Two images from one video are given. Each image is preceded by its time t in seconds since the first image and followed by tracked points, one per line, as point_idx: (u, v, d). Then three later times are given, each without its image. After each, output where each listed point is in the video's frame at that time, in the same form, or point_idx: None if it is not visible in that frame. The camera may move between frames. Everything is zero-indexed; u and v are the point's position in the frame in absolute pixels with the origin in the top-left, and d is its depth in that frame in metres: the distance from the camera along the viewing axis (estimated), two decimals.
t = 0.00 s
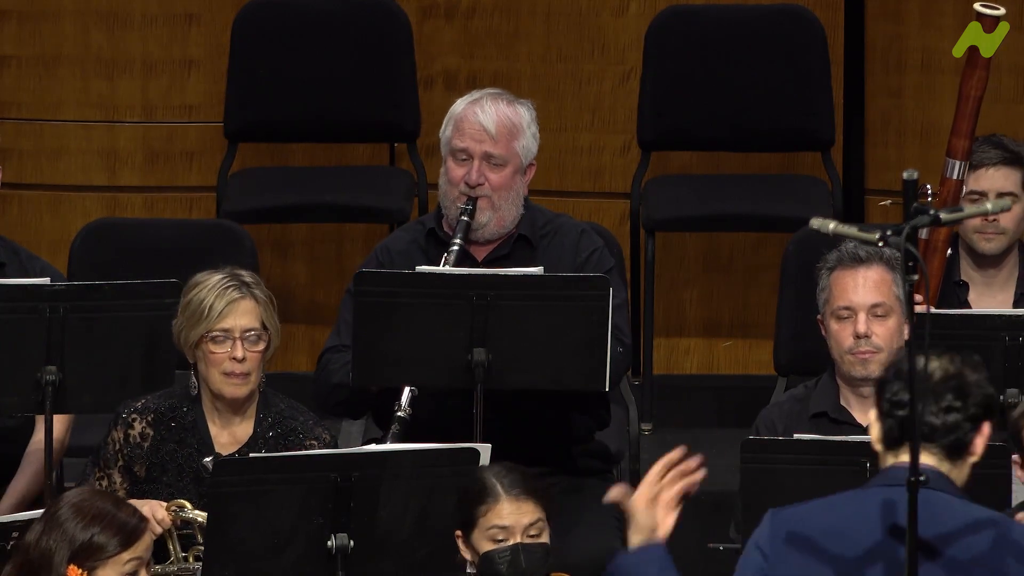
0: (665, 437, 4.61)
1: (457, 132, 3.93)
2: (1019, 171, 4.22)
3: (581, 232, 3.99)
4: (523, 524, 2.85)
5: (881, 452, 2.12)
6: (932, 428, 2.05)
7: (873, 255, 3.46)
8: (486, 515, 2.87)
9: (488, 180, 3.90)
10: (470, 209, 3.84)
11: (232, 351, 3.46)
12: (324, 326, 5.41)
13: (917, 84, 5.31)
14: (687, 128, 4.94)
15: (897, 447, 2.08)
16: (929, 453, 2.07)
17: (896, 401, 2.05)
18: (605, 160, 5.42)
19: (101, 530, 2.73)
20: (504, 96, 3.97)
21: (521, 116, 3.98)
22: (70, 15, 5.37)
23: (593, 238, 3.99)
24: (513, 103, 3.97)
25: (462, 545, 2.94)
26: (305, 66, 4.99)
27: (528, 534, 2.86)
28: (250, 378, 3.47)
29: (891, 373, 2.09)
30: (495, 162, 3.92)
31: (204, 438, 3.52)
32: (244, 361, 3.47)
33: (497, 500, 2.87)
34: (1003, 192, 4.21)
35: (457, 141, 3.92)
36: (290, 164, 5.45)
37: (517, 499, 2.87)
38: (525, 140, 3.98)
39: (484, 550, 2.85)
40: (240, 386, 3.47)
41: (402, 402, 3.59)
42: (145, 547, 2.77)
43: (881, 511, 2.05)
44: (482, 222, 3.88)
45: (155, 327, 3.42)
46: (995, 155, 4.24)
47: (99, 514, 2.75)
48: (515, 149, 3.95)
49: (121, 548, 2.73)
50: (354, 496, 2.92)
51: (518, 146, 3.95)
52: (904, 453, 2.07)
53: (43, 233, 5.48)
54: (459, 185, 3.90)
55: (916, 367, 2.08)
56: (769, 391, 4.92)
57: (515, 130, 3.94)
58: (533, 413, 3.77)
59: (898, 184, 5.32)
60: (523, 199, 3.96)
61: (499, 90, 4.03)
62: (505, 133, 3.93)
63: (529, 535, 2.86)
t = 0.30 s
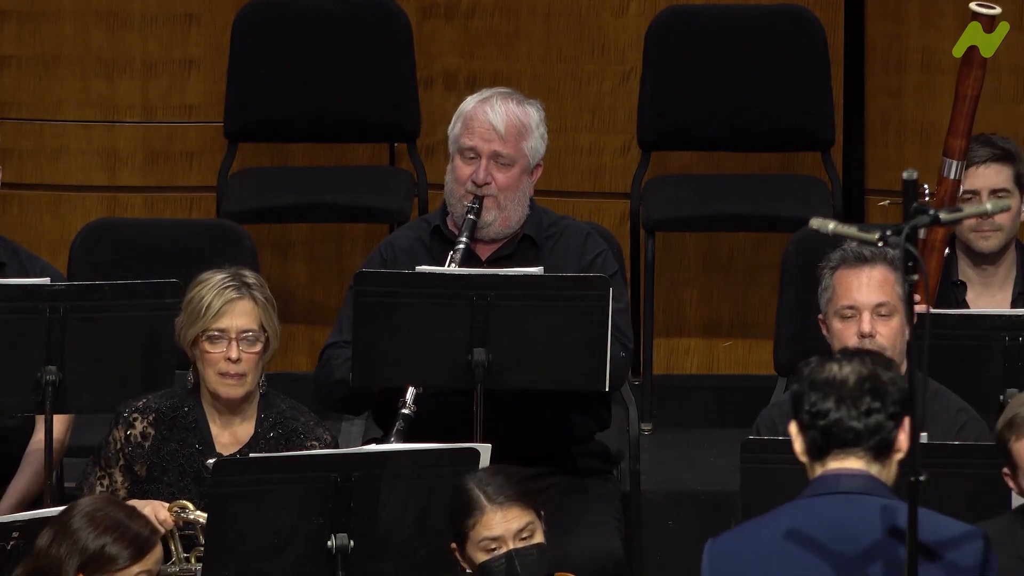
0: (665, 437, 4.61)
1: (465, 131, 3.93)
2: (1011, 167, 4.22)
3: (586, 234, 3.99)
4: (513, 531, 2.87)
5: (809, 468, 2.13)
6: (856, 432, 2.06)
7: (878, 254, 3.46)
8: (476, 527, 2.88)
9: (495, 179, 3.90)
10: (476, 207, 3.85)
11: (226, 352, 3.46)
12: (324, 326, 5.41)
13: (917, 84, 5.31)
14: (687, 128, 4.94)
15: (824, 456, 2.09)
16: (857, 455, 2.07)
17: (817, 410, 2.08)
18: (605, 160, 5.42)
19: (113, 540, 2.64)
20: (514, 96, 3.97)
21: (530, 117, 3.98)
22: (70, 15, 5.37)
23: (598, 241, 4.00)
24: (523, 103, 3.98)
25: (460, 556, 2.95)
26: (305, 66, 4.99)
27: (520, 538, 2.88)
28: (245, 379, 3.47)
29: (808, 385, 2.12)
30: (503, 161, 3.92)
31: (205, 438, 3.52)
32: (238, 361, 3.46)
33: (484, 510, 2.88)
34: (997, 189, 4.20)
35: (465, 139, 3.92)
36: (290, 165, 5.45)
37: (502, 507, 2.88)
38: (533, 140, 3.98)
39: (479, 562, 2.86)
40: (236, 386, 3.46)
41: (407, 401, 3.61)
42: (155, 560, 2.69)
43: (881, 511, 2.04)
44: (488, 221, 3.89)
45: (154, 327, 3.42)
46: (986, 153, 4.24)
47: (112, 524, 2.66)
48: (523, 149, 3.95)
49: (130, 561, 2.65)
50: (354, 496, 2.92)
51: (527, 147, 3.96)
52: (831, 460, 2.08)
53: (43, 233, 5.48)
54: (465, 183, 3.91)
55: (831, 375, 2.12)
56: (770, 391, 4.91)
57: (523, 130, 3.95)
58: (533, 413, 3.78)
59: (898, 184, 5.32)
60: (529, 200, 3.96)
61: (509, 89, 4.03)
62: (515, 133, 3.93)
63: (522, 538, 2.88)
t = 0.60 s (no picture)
0: (665, 437, 4.61)
1: (474, 129, 3.94)
2: (1001, 163, 4.21)
3: (590, 235, 3.99)
4: (516, 528, 2.86)
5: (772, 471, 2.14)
6: (819, 435, 2.08)
7: (870, 253, 3.49)
8: (478, 523, 2.86)
9: (501, 179, 3.91)
10: (481, 206, 3.86)
11: (231, 351, 3.46)
12: (324, 326, 5.41)
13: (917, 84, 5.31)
14: (687, 128, 4.94)
15: (787, 460, 2.11)
16: (819, 458, 2.09)
17: (779, 416, 2.09)
18: (605, 160, 5.42)
19: (117, 545, 2.47)
20: (522, 96, 3.98)
21: (538, 117, 3.99)
22: (70, 15, 5.37)
23: (602, 242, 3.99)
24: (530, 103, 3.99)
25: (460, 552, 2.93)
26: (305, 66, 4.99)
27: (522, 535, 2.87)
28: (250, 378, 3.47)
29: (767, 390, 2.13)
30: (510, 161, 3.94)
31: (206, 438, 3.52)
32: (243, 361, 3.46)
33: (488, 505, 2.86)
34: (989, 186, 4.20)
35: (473, 138, 3.93)
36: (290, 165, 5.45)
37: (506, 502, 2.87)
38: (541, 141, 4.00)
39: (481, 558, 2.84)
40: (239, 387, 3.46)
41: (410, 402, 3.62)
42: (158, 566, 2.51)
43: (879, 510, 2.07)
44: (492, 220, 3.91)
45: (155, 327, 3.42)
46: (978, 150, 4.24)
47: (117, 527, 2.49)
48: (530, 149, 3.97)
49: (132, 567, 2.46)
50: (354, 496, 2.92)
51: (533, 147, 3.97)
52: (795, 465, 2.10)
53: (43, 232, 5.48)
54: (471, 182, 3.92)
55: (789, 379, 2.12)
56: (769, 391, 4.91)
57: (531, 129, 3.96)
58: (533, 413, 3.78)
59: (898, 184, 5.32)
60: (534, 200, 3.98)
61: (516, 88, 4.04)
62: (522, 133, 3.94)
63: (524, 536, 2.88)
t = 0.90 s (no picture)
0: (665, 437, 4.61)
1: (483, 127, 3.95)
2: (995, 161, 4.21)
3: (595, 236, 4.00)
4: (520, 524, 2.86)
5: (757, 480, 2.17)
6: (808, 440, 2.11)
7: (864, 254, 3.49)
8: (483, 515, 2.87)
9: (508, 178, 3.91)
10: (488, 204, 3.86)
11: (234, 352, 3.47)
12: (324, 326, 5.41)
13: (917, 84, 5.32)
14: (687, 128, 4.93)
15: (775, 467, 2.14)
16: (807, 464, 2.13)
17: (767, 423, 2.13)
18: (605, 161, 5.42)
19: (108, 541, 2.57)
20: (532, 95, 3.99)
21: (547, 117, 4.00)
22: (70, 15, 5.37)
23: (607, 243, 4.00)
24: (540, 103, 3.99)
25: (462, 543, 2.94)
26: (305, 66, 4.99)
27: (525, 532, 2.88)
28: (252, 379, 3.47)
29: (751, 398, 2.17)
30: (518, 160, 3.94)
31: (208, 439, 3.52)
32: (246, 362, 3.47)
33: (494, 499, 2.87)
34: (983, 183, 4.19)
35: (483, 136, 3.94)
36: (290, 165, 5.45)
37: (513, 497, 2.87)
38: (549, 141, 4.00)
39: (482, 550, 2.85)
40: (243, 387, 3.46)
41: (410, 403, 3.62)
42: (150, 560, 2.62)
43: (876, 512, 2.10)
44: (498, 219, 3.90)
45: (155, 327, 3.42)
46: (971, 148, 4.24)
47: (106, 524, 2.59)
48: (539, 149, 3.97)
49: (124, 562, 2.58)
50: (354, 496, 2.91)
51: (543, 146, 3.98)
52: (782, 472, 2.13)
53: (43, 232, 5.48)
54: (479, 180, 3.92)
55: (774, 387, 2.17)
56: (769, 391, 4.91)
57: (541, 129, 3.97)
58: (533, 413, 3.78)
59: (898, 184, 5.32)
60: (542, 200, 3.98)
61: (525, 88, 4.05)
62: (532, 131, 3.95)
63: (527, 534, 2.88)
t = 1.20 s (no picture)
0: (665, 437, 4.60)
1: (489, 126, 3.94)
2: (989, 159, 4.21)
3: (600, 238, 4.01)
4: (520, 533, 2.85)
5: (755, 485, 2.20)
6: (799, 443, 2.14)
7: (873, 253, 3.48)
8: (483, 526, 2.86)
9: (516, 176, 3.91)
10: (496, 203, 3.87)
11: (232, 350, 3.47)
12: (324, 326, 5.42)
13: (917, 84, 5.32)
14: (687, 128, 4.93)
15: (770, 472, 2.16)
16: (802, 467, 2.15)
17: (758, 427, 2.16)
18: (605, 160, 5.42)
19: (93, 534, 2.58)
20: (537, 94, 3.99)
21: (553, 114, 3.99)
22: (70, 15, 5.37)
23: (612, 244, 4.01)
24: (545, 101, 3.99)
25: (461, 553, 2.92)
26: (305, 66, 4.99)
27: (526, 541, 2.87)
28: (251, 378, 3.47)
29: (743, 403, 2.20)
30: (525, 158, 3.94)
31: (209, 438, 3.52)
32: (244, 360, 3.47)
33: (493, 510, 2.86)
34: (978, 181, 4.19)
35: (489, 135, 3.93)
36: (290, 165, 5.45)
37: (512, 508, 2.87)
38: (555, 139, 4.00)
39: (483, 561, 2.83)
40: (242, 385, 3.46)
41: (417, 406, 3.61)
42: (138, 552, 2.62)
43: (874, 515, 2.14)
44: (506, 218, 3.91)
45: (155, 327, 3.42)
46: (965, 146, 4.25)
47: (91, 517, 2.60)
48: (545, 147, 3.97)
49: (111, 555, 2.58)
50: (354, 496, 2.91)
51: (549, 145, 3.98)
52: (779, 476, 2.16)
53: (43, 232, 5.48)
54: (486, 179, 3.92)
55: (766, 390, 2.19)
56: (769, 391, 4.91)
57: (546, 127, 3.97)
58: (533, 413, 3.78)
59: (898, 184, 5.32)
60: (548, 198, 3.98)
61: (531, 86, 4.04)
62: (538, 129, 3.95)
63: (528, 542, 2.87)
